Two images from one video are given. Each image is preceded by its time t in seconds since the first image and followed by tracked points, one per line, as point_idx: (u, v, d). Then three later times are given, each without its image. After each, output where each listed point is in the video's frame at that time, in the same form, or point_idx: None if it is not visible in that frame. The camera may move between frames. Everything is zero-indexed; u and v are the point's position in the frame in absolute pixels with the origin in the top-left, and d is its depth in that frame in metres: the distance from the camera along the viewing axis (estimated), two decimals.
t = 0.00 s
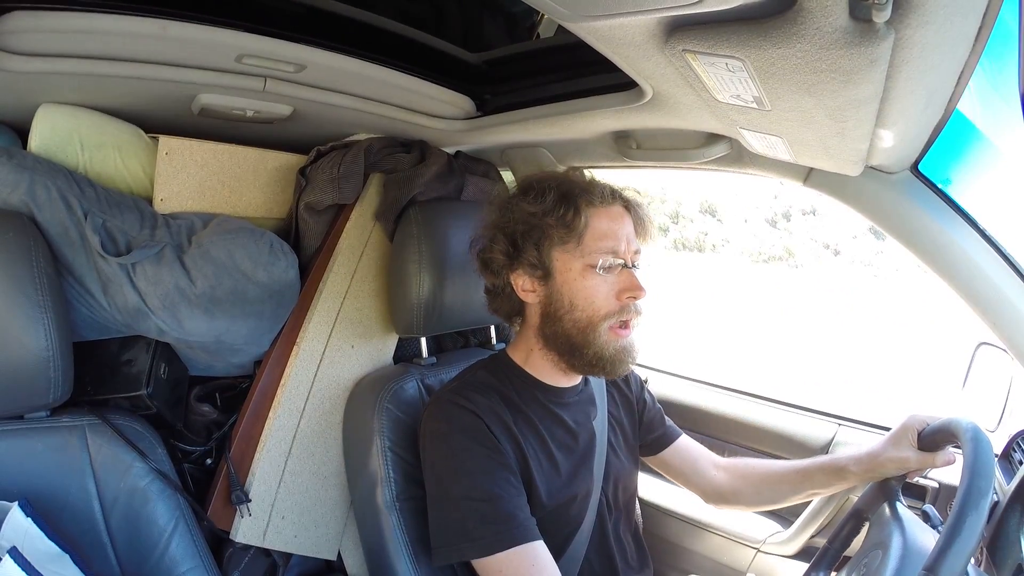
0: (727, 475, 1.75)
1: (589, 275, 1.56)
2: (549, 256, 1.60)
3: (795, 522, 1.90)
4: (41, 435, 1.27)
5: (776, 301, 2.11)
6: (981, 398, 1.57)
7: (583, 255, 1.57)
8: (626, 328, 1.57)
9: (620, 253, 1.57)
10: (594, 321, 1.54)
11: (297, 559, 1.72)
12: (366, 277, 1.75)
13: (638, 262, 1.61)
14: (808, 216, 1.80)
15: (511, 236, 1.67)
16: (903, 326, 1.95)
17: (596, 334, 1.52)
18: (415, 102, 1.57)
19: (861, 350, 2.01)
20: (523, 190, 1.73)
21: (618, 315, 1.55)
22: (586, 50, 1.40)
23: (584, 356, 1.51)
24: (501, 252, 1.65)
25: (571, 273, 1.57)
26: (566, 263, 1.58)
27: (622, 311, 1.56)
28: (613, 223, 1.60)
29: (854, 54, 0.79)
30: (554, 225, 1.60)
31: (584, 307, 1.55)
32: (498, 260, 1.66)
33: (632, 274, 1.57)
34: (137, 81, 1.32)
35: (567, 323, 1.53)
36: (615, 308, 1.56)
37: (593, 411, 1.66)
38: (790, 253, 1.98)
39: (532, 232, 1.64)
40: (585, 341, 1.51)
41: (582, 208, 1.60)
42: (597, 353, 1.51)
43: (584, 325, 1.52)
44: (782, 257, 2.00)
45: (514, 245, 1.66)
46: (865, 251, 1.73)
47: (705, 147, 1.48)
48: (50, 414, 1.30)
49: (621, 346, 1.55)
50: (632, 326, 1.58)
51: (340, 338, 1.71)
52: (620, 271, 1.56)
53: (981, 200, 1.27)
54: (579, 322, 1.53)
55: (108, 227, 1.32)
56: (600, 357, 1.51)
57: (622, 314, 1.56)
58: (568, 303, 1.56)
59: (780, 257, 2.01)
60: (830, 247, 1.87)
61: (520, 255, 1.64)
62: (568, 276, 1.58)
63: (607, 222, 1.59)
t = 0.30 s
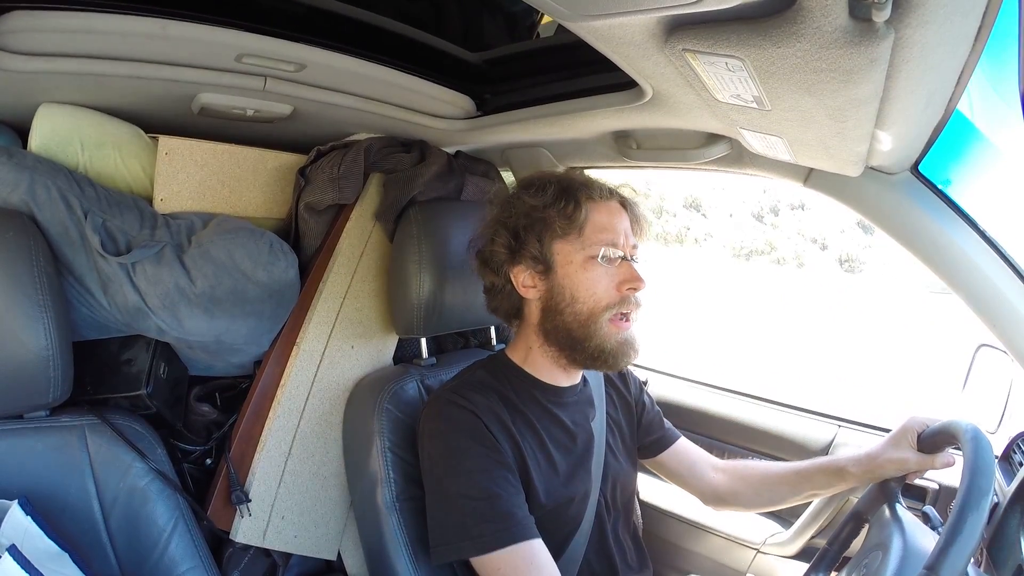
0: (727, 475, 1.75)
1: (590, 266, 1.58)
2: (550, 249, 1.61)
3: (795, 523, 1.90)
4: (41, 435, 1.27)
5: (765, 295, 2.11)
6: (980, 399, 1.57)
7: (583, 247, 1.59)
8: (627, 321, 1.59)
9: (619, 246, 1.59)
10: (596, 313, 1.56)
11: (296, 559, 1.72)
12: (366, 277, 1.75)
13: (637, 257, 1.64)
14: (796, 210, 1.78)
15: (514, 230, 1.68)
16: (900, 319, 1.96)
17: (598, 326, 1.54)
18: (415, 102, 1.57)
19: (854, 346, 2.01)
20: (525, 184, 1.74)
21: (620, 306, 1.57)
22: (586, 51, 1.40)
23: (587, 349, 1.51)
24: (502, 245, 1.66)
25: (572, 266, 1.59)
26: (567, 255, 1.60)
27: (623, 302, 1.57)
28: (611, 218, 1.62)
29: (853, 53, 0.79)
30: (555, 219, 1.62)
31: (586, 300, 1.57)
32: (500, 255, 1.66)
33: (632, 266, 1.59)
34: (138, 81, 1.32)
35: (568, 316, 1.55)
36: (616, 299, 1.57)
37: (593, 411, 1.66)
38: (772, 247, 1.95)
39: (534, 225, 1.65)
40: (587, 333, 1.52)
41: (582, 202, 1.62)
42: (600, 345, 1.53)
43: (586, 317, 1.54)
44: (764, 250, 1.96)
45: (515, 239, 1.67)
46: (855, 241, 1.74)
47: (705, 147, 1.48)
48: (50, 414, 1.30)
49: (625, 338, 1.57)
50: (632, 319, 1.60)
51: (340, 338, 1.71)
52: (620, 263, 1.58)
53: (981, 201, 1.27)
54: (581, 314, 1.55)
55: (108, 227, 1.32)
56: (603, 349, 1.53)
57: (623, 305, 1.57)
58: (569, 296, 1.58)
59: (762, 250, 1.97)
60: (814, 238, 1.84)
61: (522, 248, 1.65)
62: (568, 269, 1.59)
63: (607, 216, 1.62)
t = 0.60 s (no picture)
0: (719, 485, 1.74)
1: (588, 261, 1.59)
2: (548, 245, 1.62)
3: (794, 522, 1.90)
4: (42, 436, 1.26)
5: (754, 292, 2.13)
6: (980, 397, 1.58)
7: (581, 241, 1.60)
8: (626, 312, 1.59)
9: (616, 241, 1.60)
10: (593, 306, 1.57)
11: (297, 559, 1.72)
12: (366, 277, 1.75)
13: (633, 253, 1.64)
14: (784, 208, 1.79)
15: (512, 225, 1.68)
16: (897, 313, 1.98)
17: (596, 319, 1.55)
18: (415, 102, 1.57)
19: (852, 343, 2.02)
20: (523, 183, 1.74)
21: (618, 299, 1.58)
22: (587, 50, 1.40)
23: (586, 343, 1.52)
24: (500, 243, 1.65)
25: (569, 260, 1.60)
26: (564, 250, 1.61)
27: (620, 296, 1.59)
28: (608, 215, 1.63)
29: (854, 53, 0.79)
30: (553, 215, 1.62)
31: (584, 294, 1.58)
32: (497, 253, 1.65)
33: (628, 261, 1.59)
34: (138, 81, 1.32)
35: (566, 311, 1.56)
36: (614, 293, 1.58)
37: (593, 410, 1.66)
38: (754, 245, 1.99)
39: (532, 221, 1.65)
40: (585, 327, 1.53)
41: (579, 198, 1.63)
42: (598, 338, 1.53)
43: (584, 311, 1.55)
44: (747, 247, 2.00)
45: (514, 234, 1.67)
46: (842, 238, 1.79)
47: (705, 147, 1.48)
48: (50, 416, 1.30)
49: (624, 331, 1.58)
50: (631, 312, 1.60)
51: (340, 338, 1.71)
52: (616, 258, 1.59)
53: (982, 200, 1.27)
54: (579, 309, 1.56)
55: (108, 227, 1.32)
56: (602, 342, 1.53)
57: (620, 299, 1.58)
58: (567, 291, 1.59)
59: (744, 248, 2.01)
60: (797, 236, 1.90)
61: (520, 244, 1.65)
62: (566, 265, 1.60)
63: (603, 213, 1.63)
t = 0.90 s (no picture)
0: (717, 489, 1.73)
1: (598, 261, 1.59)
2: (558, 243, 1.63)
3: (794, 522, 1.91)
4: (41, 434, 1.27)
5: (751, 289, 2.13)
6: (980, 397, 1.58)
7: (592, 241, 1.61)
8: (631, 318, 1.59)
9: (626, 243, 1.61)
10: (601, 308, 1.57)
11: (297, 558, 1.72)
12: (366, 276, 1.76)
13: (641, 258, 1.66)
14: (777, 207, 1.76)
15: (524, 222, 1.70)
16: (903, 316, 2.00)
17: (603, 322, 1.55)
18: (414, 102, 1.57)
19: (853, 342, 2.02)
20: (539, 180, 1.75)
21: (626, 303, 1.57)
22: (586, 50, 1.40)
23: (590, 346, 1.53)
24: (512, 239, 1.67)
25: (579, 260, 1.60)
26: (575, 249, 1.61)
27: (629, 299, 1.58)
28: (620, 216, 1.64)
29: (853, 52, 0.79)
30: (567, 214, 1.63)
31: (593, 295, 1.58)
32: (508, 248, 1.67)
33: (637, 264, 1.60)
34: (139, 81, 1.32)
35: (574, 311, 1.56)
36: (622, 295, 1.57)
37: (593, 408, 1.66)
38: (741, 244, 1.97)
39: (545, 219, 1.66)
40: (591, 330, 1.54)
41: (591, 199, 1.65)
42: (604, 343, 1.54)
43: (592, 313, 1.56)
44: (734, 246, 1.98)
45: (526, 232, 1.68)
46: (833, 238, 1.77)
47: (705, 147, 1.48)
48: (50, 413, 1.30)
49: (629, 336, 1.57)
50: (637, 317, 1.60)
51: (340, 338, 1.71)
52: (626, 260, 1.59)
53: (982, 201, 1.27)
54: (587, 310, 1.56)
55: (108, 226, 1.32)
56: (607, 347, 1.54)
57: (628, 303, 1.58)
58: (576, 290, 1.59)
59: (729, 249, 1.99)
60: (787, 234, 1.88)
61: (532, 241, 1.66)
62: (576, 264, 1.60)
63: (614, 214, 1.64)
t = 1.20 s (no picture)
0: (719, 483, 1.73)
1: (586, 267, 1.59)
2: (546, 250, 1.62)
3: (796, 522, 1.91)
4: (41, 435, 1.27)
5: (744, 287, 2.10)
6: (979, 398, 1.58)
7: (579, 247, 1.60)
8: (621, 324, 1.60)
9: (616, 246, 1.60)
10: (590, 316, 1.57)
11: (297, 559, 1.72)
12: (365, 276, 1.76)
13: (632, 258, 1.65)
14: (768, 198, 1.74)
15: (507, 231, 1.68)
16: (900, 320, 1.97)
17: (592, 330, 1.55)
18: (414, 102, 1.57)
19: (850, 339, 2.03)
20: (518, 184, 1.74)
21: (615, 309, 1.58)
22: (586, 50, 1.40)
23: (581, 354, 1.53)
24: (496, 247, 1.65)
25: (567, 266, 1.60)
26: (562, 256, 1.61)
27: (619, 304, 1.59)
28: (608, 217, 1.63)
29: (854, 53, 0.79)
30: (552, 219, 1.62)
31: (582, 302, 1.58)
32: (493, 256, 1.65)
33: (628, 267, 1.59)
34: (139, 81, 1.32)
35: (563, 319, 1.56)
36: (612, 302, 1.58)
37: (592, 410, 1.66)
38: (727, 233, 1.94)
39: (528, 226, 1.65)
40: (581, 338, 1.53)
41: (577, 201, 1.63)
42: (595, 350, 1.53)
43: (581, 320, 1.55)
44: (720, 236, 1.95)
45: (509, 241, 1.67)
46: (826, 227, 1.75)
47: (705, 147, 1.48)
48: (50, 415, 1.30)
49: (620, 342, 1.58)
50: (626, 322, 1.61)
51: (340, 338, 1.71)
52: (616, 264, 1.59)
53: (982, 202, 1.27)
54: (576, 317, 1.56)
55: (108, 226, 1.32)
56: (598, 354, 1.53)
57: (617, 309, 1.59)
58: (565, 298, 1.58)
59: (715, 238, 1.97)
60: (777, 224, 1.84)
61: (517, 250, 1.65)
62: (564, 271, 1.60)
63: (602, 216, 1.63)
